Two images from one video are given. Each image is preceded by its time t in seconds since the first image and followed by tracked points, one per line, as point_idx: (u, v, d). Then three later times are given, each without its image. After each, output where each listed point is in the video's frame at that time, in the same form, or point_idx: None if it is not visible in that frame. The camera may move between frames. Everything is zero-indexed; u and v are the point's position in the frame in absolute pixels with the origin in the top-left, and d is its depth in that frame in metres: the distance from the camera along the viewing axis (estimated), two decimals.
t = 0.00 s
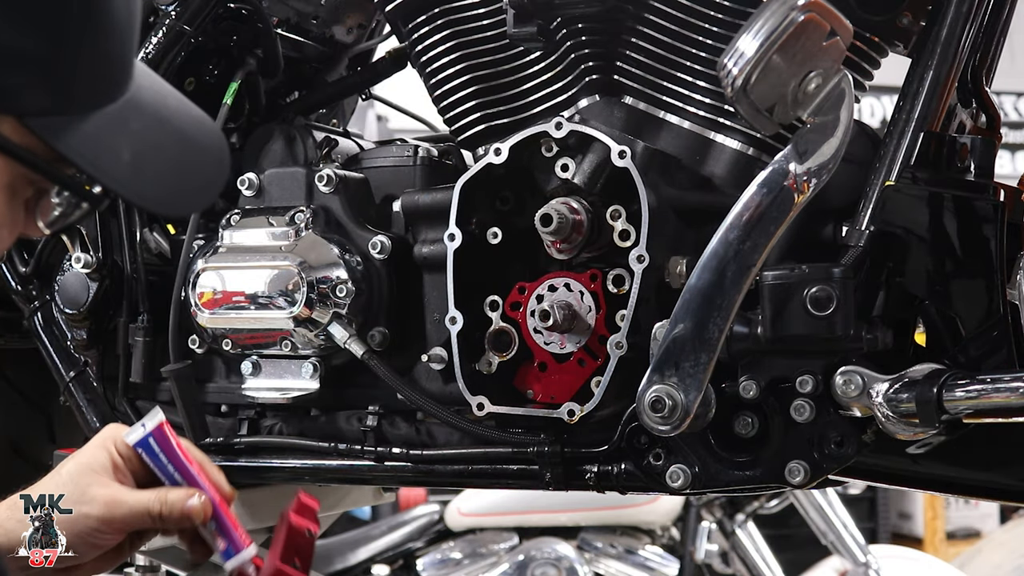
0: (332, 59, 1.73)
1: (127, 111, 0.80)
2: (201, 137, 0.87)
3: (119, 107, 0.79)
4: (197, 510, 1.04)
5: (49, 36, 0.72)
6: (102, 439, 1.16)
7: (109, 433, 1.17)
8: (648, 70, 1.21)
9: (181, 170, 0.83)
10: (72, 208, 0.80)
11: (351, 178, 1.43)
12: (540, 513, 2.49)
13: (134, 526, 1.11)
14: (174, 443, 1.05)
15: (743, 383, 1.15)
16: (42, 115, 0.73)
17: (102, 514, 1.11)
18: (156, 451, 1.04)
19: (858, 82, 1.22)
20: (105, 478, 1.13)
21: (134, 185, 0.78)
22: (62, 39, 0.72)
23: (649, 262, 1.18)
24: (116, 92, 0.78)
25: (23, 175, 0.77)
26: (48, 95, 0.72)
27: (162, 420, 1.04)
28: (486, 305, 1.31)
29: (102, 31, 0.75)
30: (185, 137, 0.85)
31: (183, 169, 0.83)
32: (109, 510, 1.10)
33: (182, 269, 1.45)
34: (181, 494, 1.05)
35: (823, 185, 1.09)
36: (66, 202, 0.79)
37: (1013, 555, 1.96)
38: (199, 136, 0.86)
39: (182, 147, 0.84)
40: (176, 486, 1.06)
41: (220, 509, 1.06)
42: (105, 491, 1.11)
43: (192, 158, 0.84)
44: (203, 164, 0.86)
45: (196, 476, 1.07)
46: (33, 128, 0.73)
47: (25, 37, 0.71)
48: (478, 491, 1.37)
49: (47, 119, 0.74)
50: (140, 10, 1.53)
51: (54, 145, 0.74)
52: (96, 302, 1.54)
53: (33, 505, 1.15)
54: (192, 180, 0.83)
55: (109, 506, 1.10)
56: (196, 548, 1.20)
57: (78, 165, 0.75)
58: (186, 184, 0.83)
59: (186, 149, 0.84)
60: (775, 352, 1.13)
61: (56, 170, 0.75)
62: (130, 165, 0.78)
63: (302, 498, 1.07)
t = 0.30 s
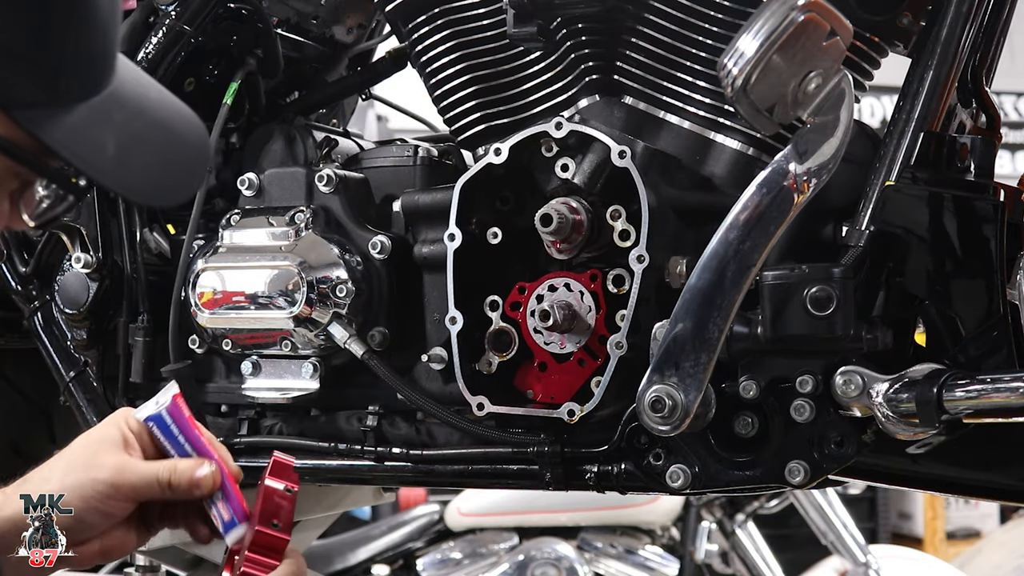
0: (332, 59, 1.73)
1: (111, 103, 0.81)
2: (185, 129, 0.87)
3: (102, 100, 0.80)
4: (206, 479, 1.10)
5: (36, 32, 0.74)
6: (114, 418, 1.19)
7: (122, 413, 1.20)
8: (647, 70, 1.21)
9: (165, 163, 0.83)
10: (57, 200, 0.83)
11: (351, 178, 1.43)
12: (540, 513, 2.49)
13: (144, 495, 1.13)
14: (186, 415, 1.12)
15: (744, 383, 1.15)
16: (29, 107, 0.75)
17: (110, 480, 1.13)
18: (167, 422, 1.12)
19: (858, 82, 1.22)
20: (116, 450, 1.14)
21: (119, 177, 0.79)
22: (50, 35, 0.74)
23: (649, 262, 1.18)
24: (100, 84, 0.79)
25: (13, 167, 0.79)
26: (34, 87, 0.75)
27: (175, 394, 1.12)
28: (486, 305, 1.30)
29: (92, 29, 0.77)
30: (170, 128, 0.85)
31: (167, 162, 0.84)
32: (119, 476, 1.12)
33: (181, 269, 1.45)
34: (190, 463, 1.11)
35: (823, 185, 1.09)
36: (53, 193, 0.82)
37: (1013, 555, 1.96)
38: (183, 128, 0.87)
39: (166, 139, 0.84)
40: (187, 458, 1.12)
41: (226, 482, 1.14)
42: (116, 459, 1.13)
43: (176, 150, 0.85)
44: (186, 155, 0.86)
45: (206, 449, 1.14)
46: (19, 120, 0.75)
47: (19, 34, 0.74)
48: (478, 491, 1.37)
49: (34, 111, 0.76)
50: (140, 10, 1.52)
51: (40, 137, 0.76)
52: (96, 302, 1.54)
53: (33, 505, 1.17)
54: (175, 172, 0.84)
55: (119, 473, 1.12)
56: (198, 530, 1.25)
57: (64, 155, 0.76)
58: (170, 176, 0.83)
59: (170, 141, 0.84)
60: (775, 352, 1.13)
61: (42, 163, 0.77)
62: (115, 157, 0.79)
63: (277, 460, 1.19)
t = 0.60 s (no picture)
0: (332, 59, 1.73)
1: (104, 96, 0.79)
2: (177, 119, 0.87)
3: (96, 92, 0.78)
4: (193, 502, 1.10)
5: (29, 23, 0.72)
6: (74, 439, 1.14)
7: (83, 435, 1.14)
8: (647, 70, 1.21)
9: (160, 155, 0.83)
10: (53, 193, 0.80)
11: (351, 178, 1.43)
12: (540, 513, 2.49)
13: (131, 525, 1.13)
14: (156, 438, 1.07)
15: (744, 383, 1.15)
16: (24, 99, 0.74)
17: (96, 528, 1.12)
18: (139, 449, 1.06)
19: (858, 82, 1.22)
20: (90, 489, 1.13)
21: (115, 172, 0.78)
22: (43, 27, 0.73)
23: (649, 262, 1.18)
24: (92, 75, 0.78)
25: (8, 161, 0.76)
26: (32, 79, 0.73)
27: (140, 419, 1.06)
28: (486, 305, 1.30)
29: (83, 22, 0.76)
30: (163, 120, 0.84)
31: (158, 153, 0.83)
32: (105, 516, 1.11)
33: (181, 269, 1.45)
34: (173, 488, 1.09)
35: (823, 185, 1.09)
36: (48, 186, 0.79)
37: (1013, 555, 1.96)
38: (173, 119, 0.86)
39: (160, 134, 0.83)
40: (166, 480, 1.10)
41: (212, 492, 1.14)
42: (94, 502, 1.12)
43: (170, 141, 0.84)
44: (180, 147, 0.85)
45: (184, 465, 1.10)
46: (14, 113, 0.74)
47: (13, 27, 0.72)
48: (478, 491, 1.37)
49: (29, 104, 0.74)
50: (140, 10, 1.52)
51: (35, 129, 0.74)
52: (96, 302, 1.54)
53: (32, 504, 1.12)
54: (170, 166, 0.84)
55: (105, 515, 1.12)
56: (184, 523, 1.24)
57: (60, 148, 0.75)
58: (163, 169, 0.83)
59: (164, 134, 0.84)
60: (775, 352, 1.13)
61: (39, 156, 0.76)
62: (109, 150, 0.78)
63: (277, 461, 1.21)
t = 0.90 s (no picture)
0: (332, 59, 1.73)
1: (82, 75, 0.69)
2: (172, 106, 0.73)
3: (69, 70, 0.69)
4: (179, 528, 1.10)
5: None
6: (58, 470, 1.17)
7: (64, 471, 1.16)
8: (647, 70, 1.21)
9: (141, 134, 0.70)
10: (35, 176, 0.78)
11: (351, 178, 1.43)
12: (540, 513, 2.49)
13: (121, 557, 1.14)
14: (134, 468, 1.09)
15: (744, 383, 1.15)
16: None
17: (86, 561, 1.13)
18: (117, 480, 1.08)
19: (858, 82, 1.22)
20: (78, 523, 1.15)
21: (89, 149, 0.67)
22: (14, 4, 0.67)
23: (649, 262, 1.18)
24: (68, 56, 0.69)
25: None
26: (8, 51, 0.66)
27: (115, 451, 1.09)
28: (486, 305, 1.31)
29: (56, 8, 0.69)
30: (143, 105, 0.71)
31: (144, 134, 0.70)
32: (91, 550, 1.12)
33: (181, 269, 1.45)
34: (157, 516, 1.10)
35: (823, 186, 1.09)
36: (30, 166, 0.70)
37: (1013, 555, 1.96)
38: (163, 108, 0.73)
39: (145, 113, 0.71)
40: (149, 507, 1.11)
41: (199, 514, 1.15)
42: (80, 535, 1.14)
43: (158, 125, 0.71)
44: (173, 133, 0.73)
45: (166, 491, 1.11)
46: None
47: None
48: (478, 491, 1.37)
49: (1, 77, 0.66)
50: (140, 10, 1.52)
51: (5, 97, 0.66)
52: (96, 302, 1.54)
53: (31, 505, 1.13)
54: (158, 147, 0.71)
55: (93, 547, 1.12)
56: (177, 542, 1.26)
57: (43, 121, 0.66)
58: (150, 151, 0.70)
59: (151, 116, 0.71)
60: (775, 352, 1.13)
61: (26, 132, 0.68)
62: (92, 125, 0.68)
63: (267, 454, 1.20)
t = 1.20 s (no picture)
0: (332, 59, 1.73)
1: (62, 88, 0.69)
2: (152, 123, 0.74)
3: (58, 82, 0.69)
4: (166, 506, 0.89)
5: None
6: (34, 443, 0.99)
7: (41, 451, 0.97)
8: (647, 70, 1.21)
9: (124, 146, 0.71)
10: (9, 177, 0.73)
11: (351, 178, 1.43)
12: (539, 513, 2.49)
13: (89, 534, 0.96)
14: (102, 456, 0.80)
15: (743, 383, 1.15)
16: None
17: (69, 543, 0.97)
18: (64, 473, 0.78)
19: (857, 82, 1.22)
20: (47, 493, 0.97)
21: (73, 158, 0.69)
22: None
23: (649, 262, 1.18)
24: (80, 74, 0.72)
25: None
26: None
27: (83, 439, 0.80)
28: (486, 305, 1.31)
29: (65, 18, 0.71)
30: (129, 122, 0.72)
31: (125, 147, 0.71)
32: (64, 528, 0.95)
33: (181, 269, 1.45)
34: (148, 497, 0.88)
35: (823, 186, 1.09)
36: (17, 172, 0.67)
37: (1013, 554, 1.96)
38: (143, 127, 0.73)
39: (126, 127, 0.71)
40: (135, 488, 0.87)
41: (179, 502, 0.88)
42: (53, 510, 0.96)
43: (139, 141, 0.72)
44: (154, 149, 0.74)
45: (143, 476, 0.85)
46: None
47: None
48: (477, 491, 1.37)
49: None
50: (140, 10, 1.52)
51: None
52: (96, 302, 1.54)
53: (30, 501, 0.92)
54: (138, 163, 0.72)
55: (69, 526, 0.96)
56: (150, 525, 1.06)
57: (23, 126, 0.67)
58: (129, 165, 0.71)
59: (131, 129, 0.72)
60: (775, 352, 1.13)
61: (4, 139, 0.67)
62: (76, 135, 0.69)
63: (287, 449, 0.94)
